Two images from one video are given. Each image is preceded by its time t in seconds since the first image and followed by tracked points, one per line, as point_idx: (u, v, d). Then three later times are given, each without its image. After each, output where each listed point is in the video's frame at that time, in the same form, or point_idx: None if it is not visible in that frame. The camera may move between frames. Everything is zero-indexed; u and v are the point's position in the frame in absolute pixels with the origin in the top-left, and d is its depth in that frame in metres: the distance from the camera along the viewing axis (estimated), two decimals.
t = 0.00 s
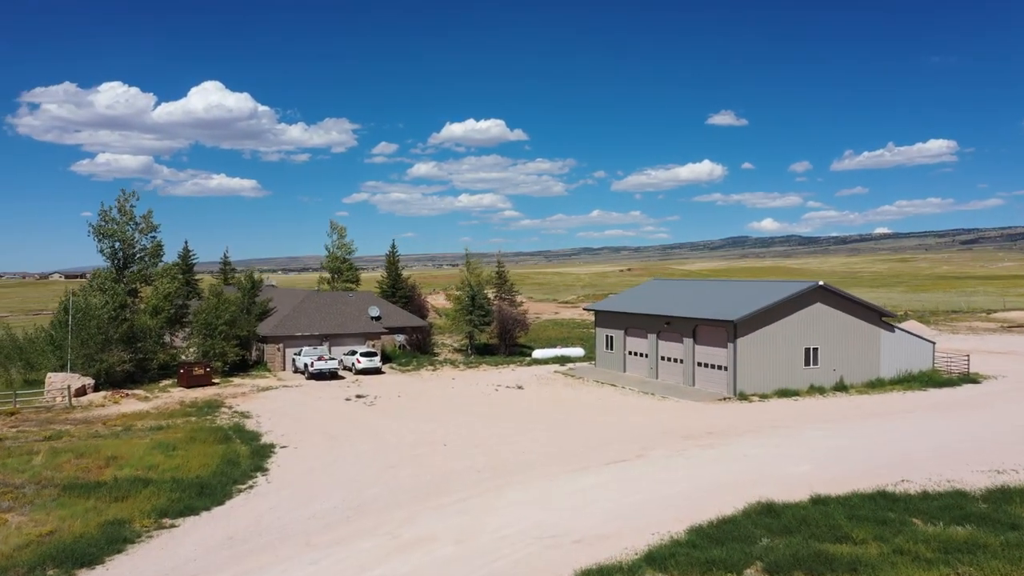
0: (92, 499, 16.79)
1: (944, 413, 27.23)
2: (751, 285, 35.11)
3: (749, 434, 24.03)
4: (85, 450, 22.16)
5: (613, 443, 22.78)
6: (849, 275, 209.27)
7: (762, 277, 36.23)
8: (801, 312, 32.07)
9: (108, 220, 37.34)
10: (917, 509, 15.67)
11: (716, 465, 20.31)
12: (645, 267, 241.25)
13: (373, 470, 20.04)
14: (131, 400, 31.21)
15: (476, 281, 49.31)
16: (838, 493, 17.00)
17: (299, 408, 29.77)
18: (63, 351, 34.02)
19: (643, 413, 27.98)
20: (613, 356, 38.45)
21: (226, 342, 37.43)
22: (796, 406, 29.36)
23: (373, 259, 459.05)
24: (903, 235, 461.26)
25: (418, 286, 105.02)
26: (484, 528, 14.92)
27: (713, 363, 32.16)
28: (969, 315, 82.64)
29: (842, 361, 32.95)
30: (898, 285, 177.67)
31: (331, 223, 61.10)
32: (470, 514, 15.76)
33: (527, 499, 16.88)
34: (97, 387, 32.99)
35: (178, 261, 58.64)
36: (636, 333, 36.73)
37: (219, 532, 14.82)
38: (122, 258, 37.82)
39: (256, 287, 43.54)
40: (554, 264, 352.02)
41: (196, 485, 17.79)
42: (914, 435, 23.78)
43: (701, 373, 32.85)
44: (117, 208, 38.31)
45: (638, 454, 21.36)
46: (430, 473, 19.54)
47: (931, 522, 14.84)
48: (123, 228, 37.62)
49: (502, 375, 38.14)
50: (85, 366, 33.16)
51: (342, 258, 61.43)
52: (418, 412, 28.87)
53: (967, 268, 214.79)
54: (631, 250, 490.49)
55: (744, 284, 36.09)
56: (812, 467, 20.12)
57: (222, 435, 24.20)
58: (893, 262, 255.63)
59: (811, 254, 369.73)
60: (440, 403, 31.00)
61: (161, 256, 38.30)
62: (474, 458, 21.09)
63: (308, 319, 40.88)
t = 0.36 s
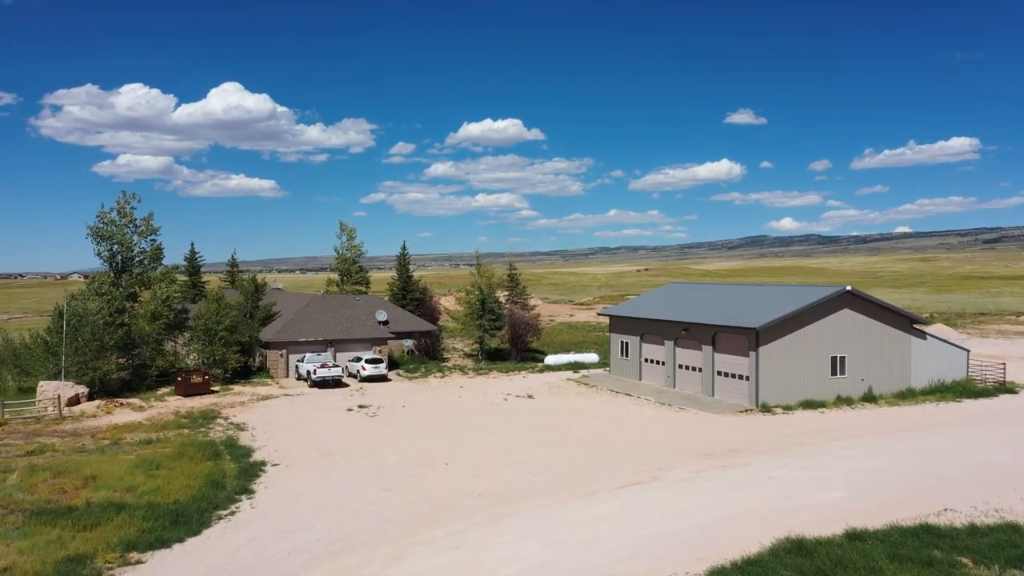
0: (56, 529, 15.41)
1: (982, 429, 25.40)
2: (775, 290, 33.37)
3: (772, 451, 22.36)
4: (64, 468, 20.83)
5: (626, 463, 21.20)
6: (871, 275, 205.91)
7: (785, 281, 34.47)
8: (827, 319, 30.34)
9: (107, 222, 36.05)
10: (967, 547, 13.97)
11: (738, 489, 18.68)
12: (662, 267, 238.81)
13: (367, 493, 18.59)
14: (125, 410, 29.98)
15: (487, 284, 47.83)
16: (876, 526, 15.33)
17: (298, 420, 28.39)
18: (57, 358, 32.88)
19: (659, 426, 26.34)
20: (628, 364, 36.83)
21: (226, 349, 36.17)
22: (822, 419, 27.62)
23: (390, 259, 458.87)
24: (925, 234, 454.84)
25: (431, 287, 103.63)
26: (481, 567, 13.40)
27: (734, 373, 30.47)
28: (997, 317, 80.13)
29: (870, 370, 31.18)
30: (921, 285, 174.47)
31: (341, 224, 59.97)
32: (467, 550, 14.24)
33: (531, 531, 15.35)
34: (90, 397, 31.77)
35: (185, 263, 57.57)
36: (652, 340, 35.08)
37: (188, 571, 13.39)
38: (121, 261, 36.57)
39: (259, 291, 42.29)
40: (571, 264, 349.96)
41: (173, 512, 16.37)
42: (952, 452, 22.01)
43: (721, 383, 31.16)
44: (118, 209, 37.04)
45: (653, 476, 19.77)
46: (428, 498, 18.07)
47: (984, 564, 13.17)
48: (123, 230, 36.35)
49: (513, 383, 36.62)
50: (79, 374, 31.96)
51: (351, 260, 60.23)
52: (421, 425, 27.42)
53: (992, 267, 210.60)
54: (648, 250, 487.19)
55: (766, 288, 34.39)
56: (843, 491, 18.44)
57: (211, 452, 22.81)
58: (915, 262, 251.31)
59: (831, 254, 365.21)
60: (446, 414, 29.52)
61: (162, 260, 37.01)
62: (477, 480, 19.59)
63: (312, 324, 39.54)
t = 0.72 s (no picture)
0: None
1: (1017, 446, 23.59)
2: (791, 296, 31.68)
3: (792, 472, 20.69)
4: (27, 490, 19.35)
5: (633, 487, 19.57)
6: (884, 274, 203.19)
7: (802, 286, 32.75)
8: (848, 325, 28.62)
9: (94, 223, 34.66)
10: None
11: (756, 518, 17.01)
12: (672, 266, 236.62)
13: (350, 522, 17.03)
14: (107, 421, 28.55)
15: (490, 287, 46.29)
16: (913, 569, 13.63)
17: (286, 434, 26.87)
18: (39, 366, 31.49)
19: (669, 442, 24.67)
20: (637, 372, 35.19)
21: (217, 355, 34.71)
22: (843, 434, 25.91)
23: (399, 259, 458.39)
24: (938, 233, 450.38)
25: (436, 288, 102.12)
26: None
27: (749, 383, 28.77)
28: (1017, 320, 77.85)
29: (892, 380, 29.43)
30: (935, 285, 171.78)
31: (342, 225, 58.66)
32: None
33: (527, 573, 13.75)
34: (72, 407, 30.34)
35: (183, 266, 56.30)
36: (662, 348, 33.42)
37: None
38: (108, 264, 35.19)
39: (253, 294, 40.82)
40: (580, 264, 347.83)
41: (131, 546, 14.85)
42: (987, 475, 20.30)
43: (735, 394, 29.45)
44: (105, 210, 35.63)
45: (663, 503, 18.11)
46: (414, 529, 16.49)
47: None
48: (111, 232, 34.94)
49: (516, 392, 35.02)
50: (61, 383, 30.55)
51: (352, 261, 58.88)
52: (415, 440, 25.83)
53: (1007, 267, 207.52)
54: (658, 250, 484.38)
55: (782, 294, 32.69)
56: (872, 520, 16.77)
57: (188, 470, 21.30)
58: (929, 262, 248.21)
59: (843, 254, 362.05)
60: (443, 427, 27.95)
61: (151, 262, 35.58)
62: (470, 508, 17.99)
63: (308, 329, 38.05)
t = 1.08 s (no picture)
0: None
1: None
2: (802, 300, 30.00)
3: (808, 494, 18.97)
4: None
5: (635, 512, 17.86)
6: (890, 275, 201.18)
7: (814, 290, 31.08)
8: (863, 332, 26.95)
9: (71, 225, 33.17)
10: None
11: (771, 550, 15.31)
12: (675, 267, 234.74)
13: (320, 556, 15.37)
14: (78, 434, 27.00)
15: (488, 290, 44.64)
16: None
17: (266, 449, 25.27)
18: (10, 375, 29.96)
19: (673, 459, 23.02)
20: (640, 380, 33.51)
21: (199, 363, 33.16)
22: (860, 449, 24.20)
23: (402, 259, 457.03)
24: (943, 233, 447.69)
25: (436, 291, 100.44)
26: None
27: (758, 394, 27.09)
28: None
29: (910, 389, 27.76)
30: (943, 286, 169.79)
31: (336, 226, 57.18)
32: None
33: None
34: (44, 418, 28.76)
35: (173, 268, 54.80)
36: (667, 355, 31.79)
37: None
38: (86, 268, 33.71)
39: (240, 299, 39.27)
40: (583, 264, 345.77)
41: None
42: (1022, 497, 18.57)
43: (743, 405, 27.78)
44: (84, 211, 34.14)
45: (667, 532, 16.43)
46: (391, 564, 14.84)
47: None
48: (89, 234, 33.46)
49: (513, 401, 33.38)
50: (33, 394, 29.01)
51: (348, 263, 57.36)
52: (403, 456, 24.20)
53: (1015, 267, 205.32)
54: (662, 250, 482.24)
55: (792, 298, 31.00)
56: (900, 553, 15.07)
57: (153, 492, 19.68)
58: (935, 261, 246.04)
59: (848, 254, 359.69)
60: (434, 441, 26.32)
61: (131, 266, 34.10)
62: (455, 538, 16.33)
63: (296, 335, 36.48)
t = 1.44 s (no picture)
0: None
1: None
2: (819, 303, 28.29)
3: (831, 520, 17.30)
4: None
5: (641, 540, 16.19)
6: (899, 271, 198.79)
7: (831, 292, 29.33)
8: (885, 338, 25.23)
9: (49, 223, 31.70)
10: None
11: None
12: (681, 263, 232.59)
13: None
14: (49, 445, 25.45)
15: (488, 290, 42.99)
16: None
17: (247, 462, 23.68)
18: None
19: (683, 476, 21.34)
20: (646, 386, 31.85)
21: (183, 368, 31.63)
22: (883, 464, 22.51)
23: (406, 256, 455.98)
24: (952, 229, 443.87)
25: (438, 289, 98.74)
26: None
27: (772, 403, 25.41)
28: None
29: (935, 399, 26.04)
30: (953, 282, 167.48)
31: (334, 223, 55.70)
32: None
33: None
34: (16, 427, 27.23)
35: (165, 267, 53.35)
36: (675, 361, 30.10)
37: None
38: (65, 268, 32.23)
39: (228, 300, 37.73)
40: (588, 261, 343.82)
41: None
42: None
43: (757, 415, 26.09)
44: (63, 209, 32.67)
45: (678, 566, 14.76)
46: None
47: None
48: (67, 232, 31.99)
49: (512, 409, 31.74)
50: (4, 402, 27.48)
51: (344, 262, 55.80)
52: (393, 471, 22.59)
53: None
54: (667, 246, 480.04)
55: (808, 300, 29.28)
56: None
57: (116, 515, 17.99)
58: (944, 258, 243.45)
59: (855, 250, 357.17)
60: (426, 454, 24.70)
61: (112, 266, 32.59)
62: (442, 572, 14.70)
63: (286, 338, 34.90)
